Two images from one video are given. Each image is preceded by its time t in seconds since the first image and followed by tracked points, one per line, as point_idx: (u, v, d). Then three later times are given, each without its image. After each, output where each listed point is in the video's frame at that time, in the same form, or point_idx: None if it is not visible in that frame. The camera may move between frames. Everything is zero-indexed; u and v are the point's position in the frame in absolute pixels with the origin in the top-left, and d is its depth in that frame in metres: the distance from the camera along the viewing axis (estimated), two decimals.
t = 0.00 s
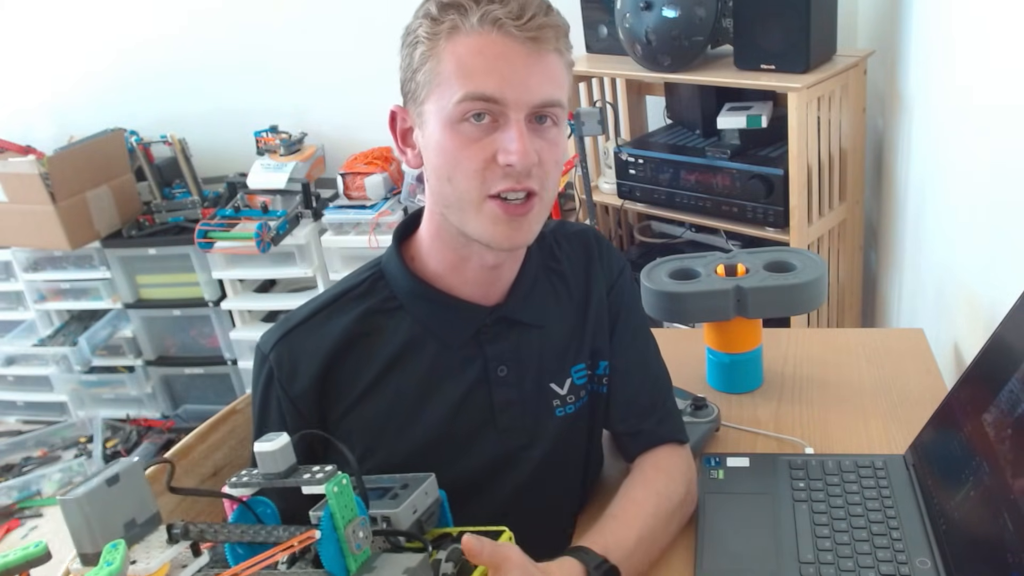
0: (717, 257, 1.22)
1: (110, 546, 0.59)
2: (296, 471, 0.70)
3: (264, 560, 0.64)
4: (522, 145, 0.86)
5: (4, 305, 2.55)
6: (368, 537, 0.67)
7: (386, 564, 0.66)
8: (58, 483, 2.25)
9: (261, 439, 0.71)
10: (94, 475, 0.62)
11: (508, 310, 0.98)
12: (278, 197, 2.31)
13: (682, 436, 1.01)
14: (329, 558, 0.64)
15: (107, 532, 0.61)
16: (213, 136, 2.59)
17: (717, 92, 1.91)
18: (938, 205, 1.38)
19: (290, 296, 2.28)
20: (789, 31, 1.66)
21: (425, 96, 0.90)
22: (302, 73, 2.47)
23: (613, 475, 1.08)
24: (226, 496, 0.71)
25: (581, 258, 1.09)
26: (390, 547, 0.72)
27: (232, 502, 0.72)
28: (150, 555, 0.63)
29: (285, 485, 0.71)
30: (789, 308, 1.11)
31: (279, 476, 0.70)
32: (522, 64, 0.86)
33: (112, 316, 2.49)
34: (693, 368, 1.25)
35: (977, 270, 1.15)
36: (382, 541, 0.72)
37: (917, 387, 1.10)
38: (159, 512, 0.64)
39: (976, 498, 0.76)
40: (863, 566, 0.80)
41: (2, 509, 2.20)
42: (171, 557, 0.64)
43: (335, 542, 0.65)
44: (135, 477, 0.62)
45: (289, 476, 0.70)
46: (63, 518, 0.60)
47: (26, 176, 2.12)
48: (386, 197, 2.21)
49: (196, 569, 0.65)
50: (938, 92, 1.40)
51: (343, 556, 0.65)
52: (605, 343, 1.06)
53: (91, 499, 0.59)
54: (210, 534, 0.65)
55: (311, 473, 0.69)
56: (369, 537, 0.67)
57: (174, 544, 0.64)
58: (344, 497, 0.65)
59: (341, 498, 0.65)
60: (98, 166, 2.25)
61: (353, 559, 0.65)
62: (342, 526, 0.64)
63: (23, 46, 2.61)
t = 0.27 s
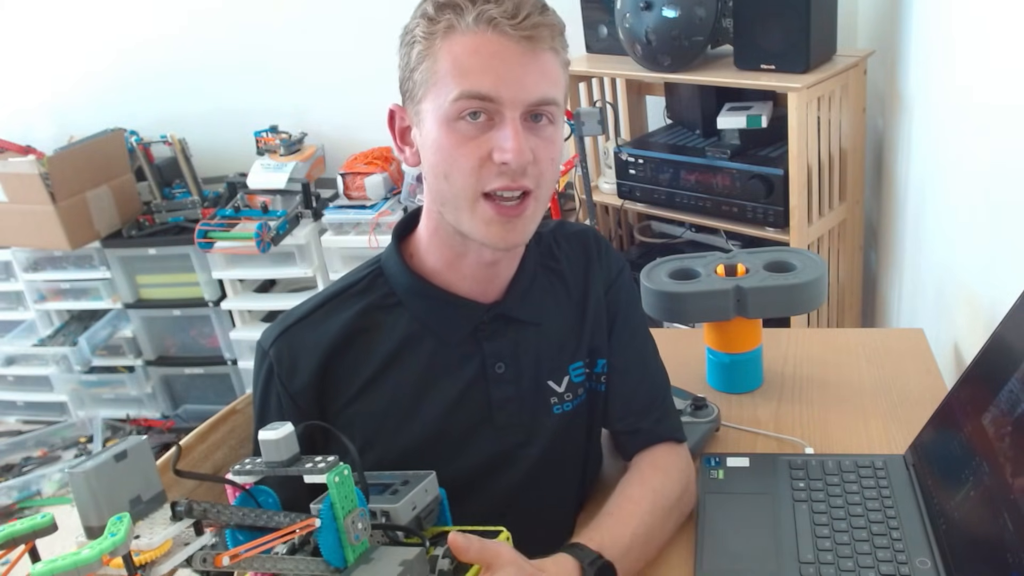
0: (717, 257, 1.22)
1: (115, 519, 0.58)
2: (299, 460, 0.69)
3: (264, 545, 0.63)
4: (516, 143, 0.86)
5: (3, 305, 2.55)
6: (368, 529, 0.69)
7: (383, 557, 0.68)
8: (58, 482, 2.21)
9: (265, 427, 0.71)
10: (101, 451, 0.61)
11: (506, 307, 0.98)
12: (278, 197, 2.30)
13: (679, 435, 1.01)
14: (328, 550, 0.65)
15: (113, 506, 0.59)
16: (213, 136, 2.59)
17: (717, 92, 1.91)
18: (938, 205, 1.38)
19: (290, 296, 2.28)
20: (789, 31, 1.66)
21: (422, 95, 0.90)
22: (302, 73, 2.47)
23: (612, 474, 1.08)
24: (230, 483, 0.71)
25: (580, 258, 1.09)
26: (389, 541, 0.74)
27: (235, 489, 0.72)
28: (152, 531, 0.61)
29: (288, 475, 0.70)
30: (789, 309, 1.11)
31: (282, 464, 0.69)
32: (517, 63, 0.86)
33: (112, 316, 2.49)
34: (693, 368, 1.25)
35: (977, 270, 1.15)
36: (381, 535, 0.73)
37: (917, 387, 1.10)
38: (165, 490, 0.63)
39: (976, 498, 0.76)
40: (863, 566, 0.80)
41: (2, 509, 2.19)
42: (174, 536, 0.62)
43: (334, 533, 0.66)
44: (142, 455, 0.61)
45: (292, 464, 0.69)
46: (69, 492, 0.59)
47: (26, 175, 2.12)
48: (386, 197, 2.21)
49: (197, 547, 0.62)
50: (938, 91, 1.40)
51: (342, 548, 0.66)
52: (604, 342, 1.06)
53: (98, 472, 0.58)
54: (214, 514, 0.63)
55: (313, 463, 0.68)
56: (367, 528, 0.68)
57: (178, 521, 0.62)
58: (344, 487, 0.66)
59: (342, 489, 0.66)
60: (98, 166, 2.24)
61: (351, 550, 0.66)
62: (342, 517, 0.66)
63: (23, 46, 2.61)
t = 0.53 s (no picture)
0: (717, 257, 1.22)
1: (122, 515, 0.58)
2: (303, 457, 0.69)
3: (266, 542, 0.63)
4: (517, 152, 0.86)
5: (3, 306, 2.55)
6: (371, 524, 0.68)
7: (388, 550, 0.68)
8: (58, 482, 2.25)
9: (271, 423, 0.70)
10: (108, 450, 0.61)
11: (505, 307, 0.98)
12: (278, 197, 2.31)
13: (678, 434, 1.01)
14: (330, 544, 0.65)
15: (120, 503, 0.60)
16: (213, 136, 2.59)
17: (717, 92, 1.91)
18: (938, 205, 1.38)
19: (290, 296, 2.28)
20: (789, 31, 1.66)
21: (425, 98, 0.90)
22: (302, 73, 2.47)
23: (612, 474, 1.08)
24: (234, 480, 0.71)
25: (579, 258, 1.09)
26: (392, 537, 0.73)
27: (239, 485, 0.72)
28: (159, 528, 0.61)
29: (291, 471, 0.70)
30: (789, 308, 1.11)
31: (286, 461, 0.69)
32: (520, 71, 0.86)
33: (112, 316, 2.49)
34: (692, 368, 1.25)
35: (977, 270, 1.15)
36: (384, 531, 0.72)
37: (917, 387, 1.10)
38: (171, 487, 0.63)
39: (976, 497, 0.76)
40: (863, 566, 0.80)
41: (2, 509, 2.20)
42: (181, 532, 0.61)
43: (337, 528, 0.65)
44: (149, 452, 0.62)
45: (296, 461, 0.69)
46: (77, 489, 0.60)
47: (26, 175, 2.12)
48: (386, 197, 2.21)
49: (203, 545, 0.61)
50: (938, 92, 1.40)
51: (345, 543, 0.66)
52: (603, 342, 1.06)
53: (106, 470, 0.59)
54: (219, 509, 0.63)
55: (317, 459, 0.68)
56: (370, 523, 0.68)
57: (184, 518, 0.61)
58: (348, 483, 0.66)
59: (346, 485, 0.65)
60: (98, 166, 2.24)
61: (355, 545, 0.66)
62: (346, 513, 0.65)
63: (22, 46, 2.61)
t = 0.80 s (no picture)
0: (717, 257, 1.22)
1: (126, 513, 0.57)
2: (308, 460, 0.70)
3: (271, 543, 0.64)
4: (509, 156, 0.86)
5: (3, 306, 2.55)
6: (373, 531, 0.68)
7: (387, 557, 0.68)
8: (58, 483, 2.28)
9: (276, 426, 0.71)
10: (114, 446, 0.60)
11: (501, 309, 0.99)
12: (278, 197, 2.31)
13: (678, 435, 1.01)
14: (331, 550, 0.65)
15: (123, 500, 0.59)
16: (213, 136, 2.59)
17: (717, 92, 1.91)
18: (938, 205, 1.38)
19: (290, 296, 2.28)
20: (789, 31, 1.66)
21: (418, 101, 0.91)
22: (302, 73, 2.47)
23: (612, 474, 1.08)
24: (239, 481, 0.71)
25: (578, 258, 1.09)
26: (393, 543, 0.73)
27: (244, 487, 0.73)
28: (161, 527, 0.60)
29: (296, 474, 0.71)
30: (789, 308, 1.11)
31: (291, 464, 0.69)
32: (513, 74, 0.86)
33: (112, 316, 2.49)
34: (693, 368, 1.25)
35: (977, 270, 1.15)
36: (386, 537, 0.73)
37: (917, 387, 1.10)
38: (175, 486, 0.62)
39: (976, 498, 0.76)
40: (863, 566, 0.80)
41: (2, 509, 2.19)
42: (183, 532, 0.61)
43: (339, 533, 0.66)
44: (155, 450, 0.61)
45: (302, 464, 0.70)
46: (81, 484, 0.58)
47: (26, 175, 2.12)
48: (386, 197, 2.21)
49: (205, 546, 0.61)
50: (938, 91, 1.40)
51: (346, 549, 0.66)
52: (602, 343, 1.06)
53: (111, 466, 0.58)
54: (223, 511, 0.63)
55: (322, 463, 0.68)
56: (373, 530, 0.68)
57: (187, 518, 0.61)
58: (351, 489, 0.66)
59: (349, 490, 0.66)
60: (98, 166, 2.24)
61: (355, 551, 0.66)
62: (348, 518, 0.66)
63: (22, 46, 2.61)
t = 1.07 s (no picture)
0: (717, 257, 1.22)
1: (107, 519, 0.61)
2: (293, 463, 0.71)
3: (258, 546, 0.66)
4: (500, 150, 0.86)
5: (3, 305, 2.55)
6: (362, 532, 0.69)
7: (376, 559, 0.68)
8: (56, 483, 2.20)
9: (263, 431, 0.73)
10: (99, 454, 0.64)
11: (492, 310, 0.98)
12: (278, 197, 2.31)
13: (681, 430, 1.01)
14: (320, 551, 0.66)
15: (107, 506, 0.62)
16: (213, 136, 2.59)
17: (717, 92, 1.91)
18: (937, 206, 1.38)
19: (290, 296, 2.28)
20: (789, 31, 1.66)
21: (400, 103, 0.90)
22: (302, 73, 2.47)
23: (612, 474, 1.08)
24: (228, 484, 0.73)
25: (572, 258, 1.09)
26: (385, 543, 0.74)
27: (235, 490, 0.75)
28: (144, 531, 0.63)
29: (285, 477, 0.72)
30: (788, 309, 1.11)
31: (278, 468, 0.71)
32: (496, 68, 0.86)
33: (112, 316, 2.49)
34: (692, 368, 1.25)
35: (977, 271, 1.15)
36: (377, 538, 0.74)
37: (917, 388, 1.10)
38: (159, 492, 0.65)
39: (976, 498, 0.76)
40: (863, 566, 0.80)
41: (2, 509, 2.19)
42: (167, 536, 0.64)
43: (327, 534, 0.67)
44: (137, 457, 0.64)
45: (287, 468, 0.71)
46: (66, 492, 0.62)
47: (26, 176, 2.12)
48: (386, 197, 2.21)
49: (189, 549, 0.65)
50: (937, 92, 1.40)
51: (335, 550, 0.67)
52: (599, 344, 1.06)
53: (93, 474, 0.61)
54: (205, 516, 0.65)
55: (308, 466, 0.69)
56: (361, 530, 0.69)
57: (170, 522, 0.65)
58: (339, 490, 0.67)
59: (336, 492, 0.67)
60: (98, 166, 2.25)
61: (344, 552, 0.67)
62: (336, 519, 0.67)
63: (23, 46, 2.61)
